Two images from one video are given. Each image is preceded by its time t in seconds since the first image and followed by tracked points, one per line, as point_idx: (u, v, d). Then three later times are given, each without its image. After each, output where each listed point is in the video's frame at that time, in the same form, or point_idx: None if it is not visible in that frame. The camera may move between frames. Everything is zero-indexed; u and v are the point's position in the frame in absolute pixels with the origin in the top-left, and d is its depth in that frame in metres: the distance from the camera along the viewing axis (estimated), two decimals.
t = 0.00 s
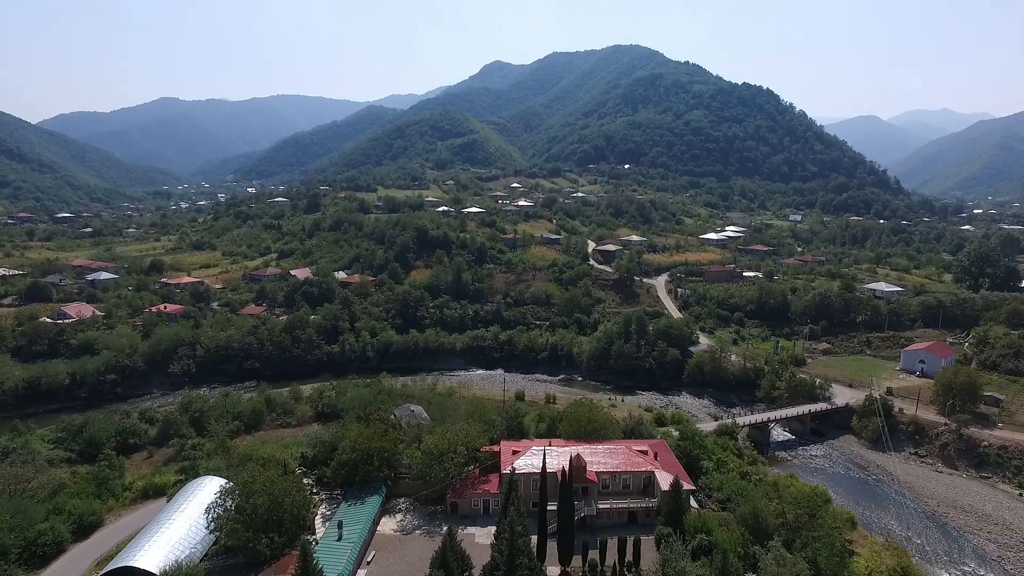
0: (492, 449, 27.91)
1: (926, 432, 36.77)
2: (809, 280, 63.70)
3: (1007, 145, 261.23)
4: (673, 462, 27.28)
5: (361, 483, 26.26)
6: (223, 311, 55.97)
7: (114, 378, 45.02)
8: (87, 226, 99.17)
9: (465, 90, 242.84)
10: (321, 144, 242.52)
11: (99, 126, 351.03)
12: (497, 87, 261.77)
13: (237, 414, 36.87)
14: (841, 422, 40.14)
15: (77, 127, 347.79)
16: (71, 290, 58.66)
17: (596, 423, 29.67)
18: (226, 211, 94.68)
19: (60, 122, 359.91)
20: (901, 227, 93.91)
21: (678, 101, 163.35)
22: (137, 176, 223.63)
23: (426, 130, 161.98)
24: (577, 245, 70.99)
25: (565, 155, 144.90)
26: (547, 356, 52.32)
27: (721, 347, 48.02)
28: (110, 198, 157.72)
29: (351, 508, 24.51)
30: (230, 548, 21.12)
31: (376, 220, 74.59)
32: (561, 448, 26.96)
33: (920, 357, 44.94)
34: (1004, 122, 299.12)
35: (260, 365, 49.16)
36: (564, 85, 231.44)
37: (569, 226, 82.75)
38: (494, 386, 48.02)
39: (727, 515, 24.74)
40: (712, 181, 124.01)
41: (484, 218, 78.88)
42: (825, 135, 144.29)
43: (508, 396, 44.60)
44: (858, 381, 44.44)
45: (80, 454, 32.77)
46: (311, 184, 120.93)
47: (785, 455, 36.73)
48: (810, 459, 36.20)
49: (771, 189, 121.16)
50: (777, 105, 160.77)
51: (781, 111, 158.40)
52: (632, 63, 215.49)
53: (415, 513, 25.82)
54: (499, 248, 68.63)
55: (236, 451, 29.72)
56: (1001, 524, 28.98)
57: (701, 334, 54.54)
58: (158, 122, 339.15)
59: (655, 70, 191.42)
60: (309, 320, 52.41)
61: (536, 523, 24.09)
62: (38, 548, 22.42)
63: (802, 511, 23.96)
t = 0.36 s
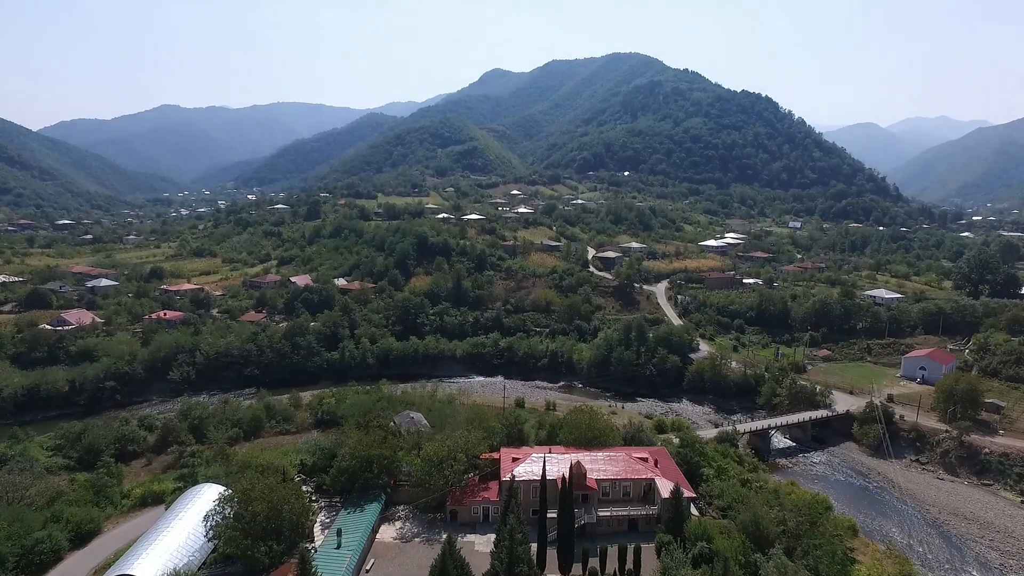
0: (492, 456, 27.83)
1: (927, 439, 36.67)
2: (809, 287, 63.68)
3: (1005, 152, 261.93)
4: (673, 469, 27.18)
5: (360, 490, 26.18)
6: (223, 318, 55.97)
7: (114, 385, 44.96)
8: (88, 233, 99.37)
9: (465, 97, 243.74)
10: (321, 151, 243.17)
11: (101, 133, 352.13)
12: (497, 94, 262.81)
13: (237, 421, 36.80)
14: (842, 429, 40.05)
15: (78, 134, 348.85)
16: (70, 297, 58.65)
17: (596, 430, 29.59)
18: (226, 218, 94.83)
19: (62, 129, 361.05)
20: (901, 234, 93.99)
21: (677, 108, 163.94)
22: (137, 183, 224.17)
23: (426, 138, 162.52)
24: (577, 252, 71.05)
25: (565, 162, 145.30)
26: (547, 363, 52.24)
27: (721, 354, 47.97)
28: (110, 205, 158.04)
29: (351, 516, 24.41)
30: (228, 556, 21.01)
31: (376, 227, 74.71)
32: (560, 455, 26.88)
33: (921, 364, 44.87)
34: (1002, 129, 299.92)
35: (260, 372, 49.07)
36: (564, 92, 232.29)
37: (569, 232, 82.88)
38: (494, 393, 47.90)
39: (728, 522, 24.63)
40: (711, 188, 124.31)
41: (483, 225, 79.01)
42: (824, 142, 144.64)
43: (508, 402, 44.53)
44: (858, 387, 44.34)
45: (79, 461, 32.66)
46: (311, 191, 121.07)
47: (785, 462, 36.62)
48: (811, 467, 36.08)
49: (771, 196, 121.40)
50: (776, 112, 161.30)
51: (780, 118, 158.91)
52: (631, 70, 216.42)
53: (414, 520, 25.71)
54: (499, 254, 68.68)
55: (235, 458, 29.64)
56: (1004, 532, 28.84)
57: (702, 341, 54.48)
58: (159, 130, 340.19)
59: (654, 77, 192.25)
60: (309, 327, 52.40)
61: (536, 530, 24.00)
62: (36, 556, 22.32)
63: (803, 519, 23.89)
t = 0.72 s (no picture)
0: (492, 464, 27.74)
1: (928, 446, 36.56)
2: (809, 294, 63.64)
3: (1004, 159, 262.47)
4: (674, 477, 27.08)
5: (360, 498, 26.11)
6: (223, 325, 55.92)
7: (113, 392, 44.88)
8: (88, 240, 99.40)
9: (466, 104, 244.51)
10: (322, 158, 243.67)
11: (102, 140, 353.03)
12: (498, 101, 263.61)
13: (236, 428, 36.70)
14: (843, 436, 39.95)
15: (79, 141, 349.78)
16: (70, 304, 58.64)
17: (596, 437, 29.51)
18: (227, 225, 94.90)
19: (64, 136, 362.08)
20: (900, 241, 94.02)
21: (677, 115, 164.43)
22: (138, 190, 224.54)
23: (426, 145, 162.89)
24: (577, 259, 71.06)
25: (565, 169, 145.60)
26: (547, 370, 52.14)
27: (721, 361, 47.91)
28: (111, 211, 158.21)
29: (350, 523, 24.34)
30: (226, 563, 20.95)
31: (376, 234, 74.76)
32: (561, 462, 26.81)
33: (922, 371, 44.78)
34: (1001, 137, 300.72)
35: (259, 378, 48.94)
36: (564, 99, 233.04)
37: (569, 239, 82.92)
38: (494, 400, 47.77)
39: (729, 530, 24.54)
40: (711, 195, 124.50)
41: (484, 232, 79.07)
42: (823, 149, 144.95)
43: (508, 410, 44.41)
44: (859, 395, 44.22)
45: (77, 469, 32.54)
46: (312, 198, 121.30)
47: (786, 469, 36.51)
48: (812, 474, 35.97)
49: (770, 202, 121.54)
50: (775, 120, 161.76)
51: (780, 125, 159.36)
52: (631, 77, 217.26)
53: (414, 528, 25.63)
54: (498, 261, 68.71)
55: (234, 465, 29.55)
56: (1006, 540, 28.72)
57: (702, 348, 54.39)
58: (160, 137, 341.06)
59: (654, 84, 192.92)
60: (309, 334, 52.36)
61: (536, 539, 23.90)
62: (33, 564, 22.19)
63: (804, 527, 23.81)
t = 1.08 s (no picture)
0: (492, 471, 27.63)
1: (929, 453, 36.46)
2: (809, 300, 63.64)
3: (1003, 166, 263.17)
4: (674, 484, 26.96)
5: (359, 505, 26.02)
6: (222, 331, 55.87)
7: (112, 399, 44.79)
8: (88, 246, 99.43)
9: (466, 111, 245.28)
10: (322, 165, 244.27)
11: (103, 146, 353.90)
12: (498, 108, 264.46)
13: (235, 435, 36.58)
14: (844, 442, 39.83)
15: (80, 148, 350.47)
16: (70, 310, 58.61)
17: (596, 444, 29.41)
18: (227, 231, 94.99)
19: (65, 143, 362.99)
20: (900, 247, 94.06)
21: (677, 122, 164.92)
22: (139, 196, 224.84)
23: (426, 151, 163.28)
24: (577, 265, 71.12)
25: (565, 175, 145.88)
26: (547, 377, 52.06)
27: (721, 367, 47.84)
28: (111, 218, 158.45)
29: (349, 531, 24.24)
30: (224, 571, 20.83)
31: (376, 240, 74.82)
32: (561, 469, 26.73)
33: (923, 377, 44.69)
34: (1000, 144, 301.63)
35: (259, 385, 48.85)
36: (564, 106, 233.83)
37: (569, 245, 83.01)
38: (494, 407, 47.63)
39: (729, 538, 24.43)
40: (711, 202, 124.66)
41: (484, 238, 79.11)
42: (823, 155, 145.25)
43: (508, 416, 44.32)
44: (860, 401, 44.11)
45: (75, 476, 32.42)
46: (312, 204, 121.48)
47: (787, 476, 36.35)
48: (812, 481, 35.85)
49: (770, 209, 121.65)
50: (774, 126, 162.22)
51: (779, 132, 159.80)
52: (631, 84, 218.09)
53: (413, 535, 25.52)
54: (498, 268, 68.74)
55: (233, 472, 29.47)
56: (1008, 547, 28.59)
57: (702, 354, 54.32)
58: (161, 143, 341.89)
59: (653, 91, 193.62)
60: (309, 340, 52.31)
61: (536, 546, 23.80)
62: (30, 571, 22.06)
63: (805, 534, 23.76)
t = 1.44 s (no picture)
0: (492, 477, 27.51)
1: (930, 459, 36.34)
2: (809, 306, 63.62)
3: (1002, 172, 263.82)
4: (674, 491, 26.87)
5: (357, 512, 25.92)
6: (222, 338, 55.84)
7: (111, 406, 44.71)
8: (88, 252, 99.55)
9: (466, 118, 246.08)
10: (322, 172, 244.85)
11: (104, 153, 354.85)
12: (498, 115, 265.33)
13: (234, 441, 36.46)
14: (844, 449, 39.71)
15: (81, 155, 351.49)
16: (70, 316, 58.59)
17: (595, 450, 29.31)
18: (227, 238, 95.11)
19: (66, 149, 364.00)
20: (900, 253, 94.10)
21: (676, 129, 165.39)
22: (139, 203, 225.20)
23: (427, 158, 163.71)
24: (577, 271, 71.15)
25: (565, 182, 146.17)
26: (547, 384, 51.97)
27: (721, 374, 47.77)
28: (112, 225, 158.67)
29: (348, 538, 24.14)
30: None
31: (376, 247, 74.91)
32: (560, 476, 26.64)
33: (923, 384, 44.61)
34: (999, 151, 302.44)
35: (258, 392, 48.77)
36: (563, 113, 234.59)
37: (569, 252, 83.06)
38: (494, 413, 47.53)
39: (730, 545, 24.36)
40: (711, 208, 124.83)
41: (483, 245, 79.16)
42: (822, 162, 145.60)
43: (507, 423, 44.20)
44: (860, 408, 44.03)
45: (73, 483, 32.32)
46: (312, 211, 121.79)
47: (787, 483, 36.22)
48: (814, 488, 35.71)
49: (770, 215, 121.79)
50: (774, 133, 162.65)
51: (778, 139, 160.22)
52: (630, 91, 218.89)
53: (411, 543, 25.42)
54: (498, 274, 68.78)
55: (231, 479, 29.39)
56: (1010, 555, 28.46)
57: (702, 361, 54.25)
58: (162, 150, 342.83)
59: (653, 98, 194.30)
60: (308, 347, 52.27)
61: (535, 554, 23.69)
62: None
63: (806, 541, 23.70)
